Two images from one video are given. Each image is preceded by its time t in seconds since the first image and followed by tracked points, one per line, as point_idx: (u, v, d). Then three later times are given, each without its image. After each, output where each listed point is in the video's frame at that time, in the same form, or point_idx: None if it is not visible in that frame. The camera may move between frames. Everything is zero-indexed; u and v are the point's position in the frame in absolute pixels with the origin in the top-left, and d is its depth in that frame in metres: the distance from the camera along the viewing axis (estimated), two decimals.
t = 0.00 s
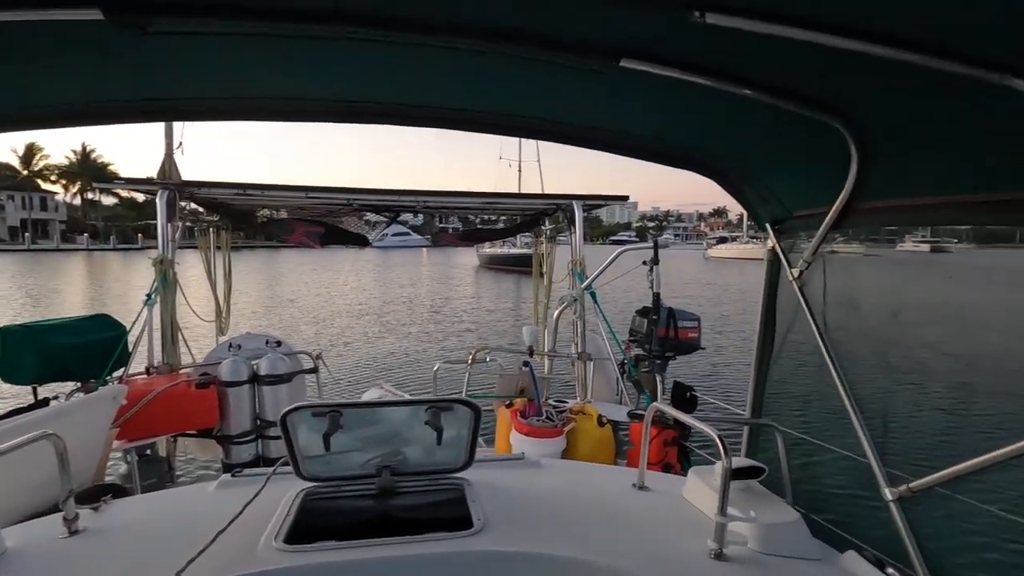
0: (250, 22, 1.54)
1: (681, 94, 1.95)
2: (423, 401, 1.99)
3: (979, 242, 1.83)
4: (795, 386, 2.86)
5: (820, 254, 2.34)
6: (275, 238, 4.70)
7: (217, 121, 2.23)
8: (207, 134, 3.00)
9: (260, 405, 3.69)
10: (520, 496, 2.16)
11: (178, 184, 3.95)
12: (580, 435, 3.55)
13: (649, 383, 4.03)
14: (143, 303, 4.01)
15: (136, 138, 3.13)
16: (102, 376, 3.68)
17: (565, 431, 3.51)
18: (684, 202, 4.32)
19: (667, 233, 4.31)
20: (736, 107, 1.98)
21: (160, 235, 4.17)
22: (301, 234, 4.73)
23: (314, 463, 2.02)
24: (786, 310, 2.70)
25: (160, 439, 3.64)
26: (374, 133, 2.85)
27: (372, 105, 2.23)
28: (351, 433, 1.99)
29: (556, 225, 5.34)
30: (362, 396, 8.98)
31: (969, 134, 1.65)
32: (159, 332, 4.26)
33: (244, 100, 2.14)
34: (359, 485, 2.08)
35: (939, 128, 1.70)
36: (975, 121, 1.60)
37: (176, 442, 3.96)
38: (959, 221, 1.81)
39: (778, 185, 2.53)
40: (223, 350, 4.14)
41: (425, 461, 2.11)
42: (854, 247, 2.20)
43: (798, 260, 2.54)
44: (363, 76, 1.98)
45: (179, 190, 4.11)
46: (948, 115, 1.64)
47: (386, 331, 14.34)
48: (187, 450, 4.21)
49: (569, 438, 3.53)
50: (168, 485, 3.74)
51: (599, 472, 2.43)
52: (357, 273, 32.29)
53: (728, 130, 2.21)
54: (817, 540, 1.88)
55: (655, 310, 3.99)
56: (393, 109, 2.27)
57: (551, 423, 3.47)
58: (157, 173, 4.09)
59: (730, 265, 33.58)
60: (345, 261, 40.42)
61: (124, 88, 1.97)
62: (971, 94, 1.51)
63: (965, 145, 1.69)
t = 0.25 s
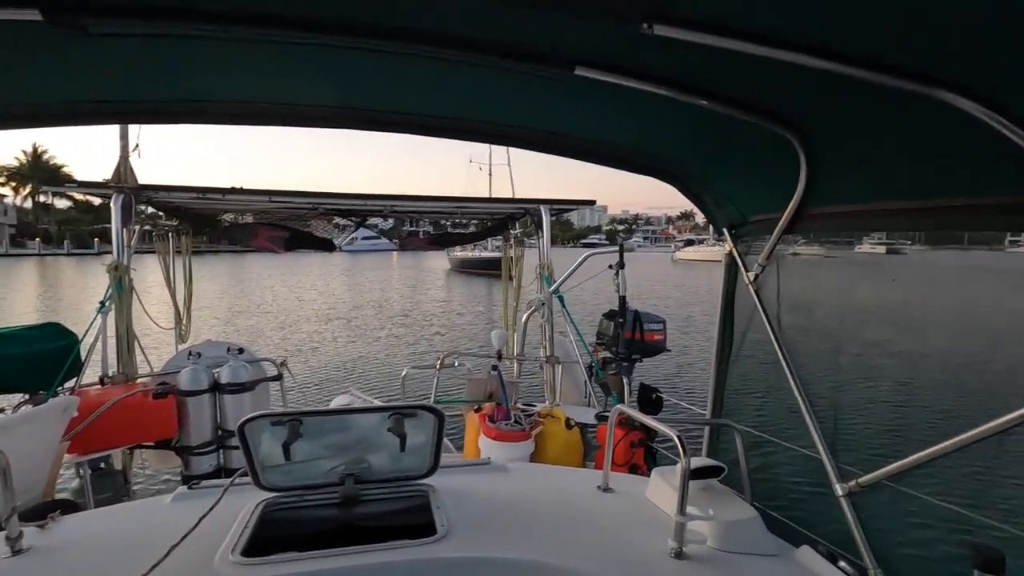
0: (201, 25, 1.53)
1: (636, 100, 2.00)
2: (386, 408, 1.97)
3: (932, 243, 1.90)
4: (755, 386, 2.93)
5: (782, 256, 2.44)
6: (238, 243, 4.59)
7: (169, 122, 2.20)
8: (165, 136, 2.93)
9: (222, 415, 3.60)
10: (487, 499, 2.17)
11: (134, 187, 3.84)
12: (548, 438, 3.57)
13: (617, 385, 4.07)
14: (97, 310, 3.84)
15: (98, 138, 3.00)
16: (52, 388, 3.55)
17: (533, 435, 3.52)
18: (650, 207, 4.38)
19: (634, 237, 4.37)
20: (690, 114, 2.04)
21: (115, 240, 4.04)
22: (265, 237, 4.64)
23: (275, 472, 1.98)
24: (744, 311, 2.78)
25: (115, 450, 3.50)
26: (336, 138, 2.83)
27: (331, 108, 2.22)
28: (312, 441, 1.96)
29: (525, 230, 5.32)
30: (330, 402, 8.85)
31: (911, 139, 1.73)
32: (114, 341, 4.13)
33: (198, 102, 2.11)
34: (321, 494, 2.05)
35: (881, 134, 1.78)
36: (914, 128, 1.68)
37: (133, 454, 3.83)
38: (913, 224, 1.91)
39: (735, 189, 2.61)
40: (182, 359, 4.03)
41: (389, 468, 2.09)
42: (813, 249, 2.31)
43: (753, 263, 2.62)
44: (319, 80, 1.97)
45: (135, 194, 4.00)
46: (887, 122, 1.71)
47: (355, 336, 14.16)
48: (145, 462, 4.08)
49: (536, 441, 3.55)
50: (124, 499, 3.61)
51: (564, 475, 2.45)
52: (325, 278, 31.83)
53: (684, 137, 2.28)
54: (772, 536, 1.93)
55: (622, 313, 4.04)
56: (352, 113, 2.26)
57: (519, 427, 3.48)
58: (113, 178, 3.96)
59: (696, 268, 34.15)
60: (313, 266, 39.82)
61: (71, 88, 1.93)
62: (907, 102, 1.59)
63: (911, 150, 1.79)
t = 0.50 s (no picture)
0: (153, 25, 1.50)
1: (596, 106, 2.04)
2: (349, 415, 1.95)
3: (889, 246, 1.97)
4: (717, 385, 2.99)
5: (745, 257, 2.49)
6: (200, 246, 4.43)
7: (122, 122, 2.15)
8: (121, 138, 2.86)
9: (183, 424, 3.51)
10: (455, 504, 2.17)
11: (87, 190, 3.71)
12: (517, 441, 3.57)
13: (586, 387, 4.10)
14: (47, 319, 3.68)
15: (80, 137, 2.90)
16: None
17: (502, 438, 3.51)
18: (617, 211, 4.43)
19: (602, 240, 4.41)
20: (649, 119, 2.09)
21: (67, 245, 3.91)
22: (228, 241, 4.47)
23: (234, 482, 1.94)
24: (705, 312, 2.85)
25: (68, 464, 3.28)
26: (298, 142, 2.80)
27: (290, 111, 2.21)
28: (272, 450, 1.93)
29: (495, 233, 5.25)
30: (298, 408, 8.70)
31: (858, 143, 1.81)
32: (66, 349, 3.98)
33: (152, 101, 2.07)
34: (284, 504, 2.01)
35: (830, 138, 1.86)
36: (860, 133, 1.75)
37: (87, 467, 3.70)
38: (870, 227, 2.00)
39: (694, 193, 2.69)
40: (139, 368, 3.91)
41: (354, 475, 2.06)
42: (776, 250, 2.36)
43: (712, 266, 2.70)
44: (277, 82, 1.96)
45: (87, 196, 3.82)
46: (837, 129, 1.79)
47: (324, 341, 13.96)
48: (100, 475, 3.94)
49: (505, 444, 3.55)
50: (78, 514, 3.47)
51: (531, 477, 2.46)
52: (292, 281, 31.30)
53: (644, 141, 2.34)
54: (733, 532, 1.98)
55: (590, 316, 4.08)
56: (312, 115, 2.25)
57: (489, 431, 3.47)
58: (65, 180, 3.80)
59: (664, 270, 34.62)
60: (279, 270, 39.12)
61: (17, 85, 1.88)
62: (848, 109, 1.66)
63: (864, 157, 1.86)
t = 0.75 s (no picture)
0: (100, 21, 1.46)
1: (560, 109, 2.05)
2: (310, 420, 1.91)
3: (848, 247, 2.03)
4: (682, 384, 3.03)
5: (713, 257, 2.53)
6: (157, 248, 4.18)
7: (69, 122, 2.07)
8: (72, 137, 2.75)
9: (139, 433, 3.40)
10: (422, 508, 2.15)
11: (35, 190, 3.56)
12: (487, 443, 3.54)
13: (556, 388, 4.10)
14: None
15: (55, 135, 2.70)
16: None
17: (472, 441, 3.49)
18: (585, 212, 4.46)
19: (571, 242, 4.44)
20: (612, 121, 2.10)
21: (15, 248, 3.75)
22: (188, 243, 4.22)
23: (190, 492, 1.88)
24: (668, 312, 2.89)
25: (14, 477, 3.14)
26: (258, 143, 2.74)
27: (248, 111, 2.16)
28: (231, 458, 1.87)
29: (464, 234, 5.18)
30: (264, 414, 8.53)
31: (811, 146, 1.87)
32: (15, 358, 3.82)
33: (101, 101, 2.00)
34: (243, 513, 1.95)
35: (786, 141, 1.91)
36: (814, 136, 1.80)
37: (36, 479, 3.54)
38: (830, 229, 2.06)
39: (658, 196, 2.74)
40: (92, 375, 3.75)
41: (316, 481, 2.02)
42: (743, 250, 2.41)
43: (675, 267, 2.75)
44: (233, 82, 1.91)
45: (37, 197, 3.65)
46: (792, 131, 1.83)
47: (291, 345, 13.72)
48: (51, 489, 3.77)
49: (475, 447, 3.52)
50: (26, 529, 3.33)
51: (498, 479, 2.45)
52: (257, 284, 30.69)
53: (607, 144, 2.37)
54: (696, 529, 2.02)
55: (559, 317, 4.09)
56: (271, 116, 2.21)
57: (459, 433, 3.44)
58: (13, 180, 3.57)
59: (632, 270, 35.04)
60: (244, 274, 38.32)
61: None
62: (801, 113, 1.71)
63: (824, 161, 1.91)
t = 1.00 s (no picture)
0: (50, 14, 1.40)
1: (526, 111, 2.05)
2: (273, 426, 1.87)
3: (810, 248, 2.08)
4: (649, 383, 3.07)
5: (682, 259, 2.57)
6: (112, 252, 3.91)
7: (19, 119, 1.99)
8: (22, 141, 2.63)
9: (94, 443, 3.28)
10: (390, 513, 2.13)
11: None
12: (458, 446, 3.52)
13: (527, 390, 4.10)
14: None
15: (42, 137, 2.48)
16: None
17: (442, 445, 3.46)
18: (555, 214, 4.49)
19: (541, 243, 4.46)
20: (576, 123, 2.12)
21: None
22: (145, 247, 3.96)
23: (145, 503, 1.81)
24: (635, 314, 2.92)
25: None
26: (218, 144, 2.68)
27: (208, 110, 2.11)
28: (187, 467, 1.82)
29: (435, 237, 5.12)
30: (230, 420, 8.34)
31: (770, 149, 1.92)
32: None
33: (54, 97, 1.94)
34: (202, 523, 1.89)
35: (746, 144, 1.95)
36: (774, 139, 1.84)
37: None
38: (795, 230, 2.11)
39: (627, 199, 2.78)
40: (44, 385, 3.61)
41: (279, 489, 1.98)
42: (710, 252, 2.46)
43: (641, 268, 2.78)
44: (192, 80, 1.87)
45: None
46: (746, 132, 1.88)
47: (258, 349, 13.46)
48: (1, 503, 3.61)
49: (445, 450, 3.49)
50: None
51: (467, 482, 2.44)
52: (222, 288, 30.01)
53: (574, 145, 2.39)
54: (662, 527, 2.04)
55: (529, 318, 4.09)
56: (232, 115, 2.16)
57: (428, 437, 3.41)
58: None
59: (602, 271, 35.35)
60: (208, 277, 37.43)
61: None
62: (760, 116, 1.75)
63: (786, 164, 1.96)
